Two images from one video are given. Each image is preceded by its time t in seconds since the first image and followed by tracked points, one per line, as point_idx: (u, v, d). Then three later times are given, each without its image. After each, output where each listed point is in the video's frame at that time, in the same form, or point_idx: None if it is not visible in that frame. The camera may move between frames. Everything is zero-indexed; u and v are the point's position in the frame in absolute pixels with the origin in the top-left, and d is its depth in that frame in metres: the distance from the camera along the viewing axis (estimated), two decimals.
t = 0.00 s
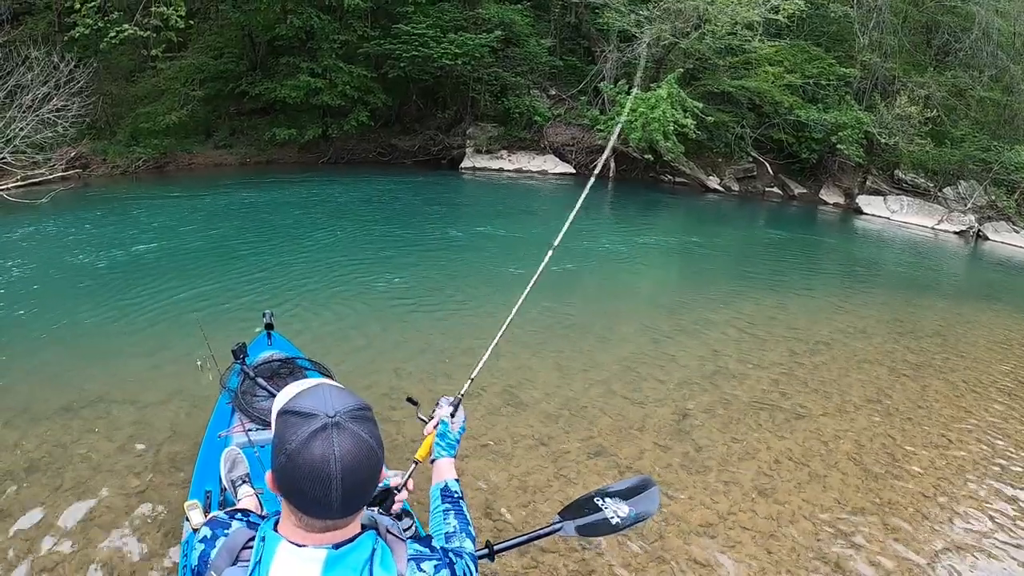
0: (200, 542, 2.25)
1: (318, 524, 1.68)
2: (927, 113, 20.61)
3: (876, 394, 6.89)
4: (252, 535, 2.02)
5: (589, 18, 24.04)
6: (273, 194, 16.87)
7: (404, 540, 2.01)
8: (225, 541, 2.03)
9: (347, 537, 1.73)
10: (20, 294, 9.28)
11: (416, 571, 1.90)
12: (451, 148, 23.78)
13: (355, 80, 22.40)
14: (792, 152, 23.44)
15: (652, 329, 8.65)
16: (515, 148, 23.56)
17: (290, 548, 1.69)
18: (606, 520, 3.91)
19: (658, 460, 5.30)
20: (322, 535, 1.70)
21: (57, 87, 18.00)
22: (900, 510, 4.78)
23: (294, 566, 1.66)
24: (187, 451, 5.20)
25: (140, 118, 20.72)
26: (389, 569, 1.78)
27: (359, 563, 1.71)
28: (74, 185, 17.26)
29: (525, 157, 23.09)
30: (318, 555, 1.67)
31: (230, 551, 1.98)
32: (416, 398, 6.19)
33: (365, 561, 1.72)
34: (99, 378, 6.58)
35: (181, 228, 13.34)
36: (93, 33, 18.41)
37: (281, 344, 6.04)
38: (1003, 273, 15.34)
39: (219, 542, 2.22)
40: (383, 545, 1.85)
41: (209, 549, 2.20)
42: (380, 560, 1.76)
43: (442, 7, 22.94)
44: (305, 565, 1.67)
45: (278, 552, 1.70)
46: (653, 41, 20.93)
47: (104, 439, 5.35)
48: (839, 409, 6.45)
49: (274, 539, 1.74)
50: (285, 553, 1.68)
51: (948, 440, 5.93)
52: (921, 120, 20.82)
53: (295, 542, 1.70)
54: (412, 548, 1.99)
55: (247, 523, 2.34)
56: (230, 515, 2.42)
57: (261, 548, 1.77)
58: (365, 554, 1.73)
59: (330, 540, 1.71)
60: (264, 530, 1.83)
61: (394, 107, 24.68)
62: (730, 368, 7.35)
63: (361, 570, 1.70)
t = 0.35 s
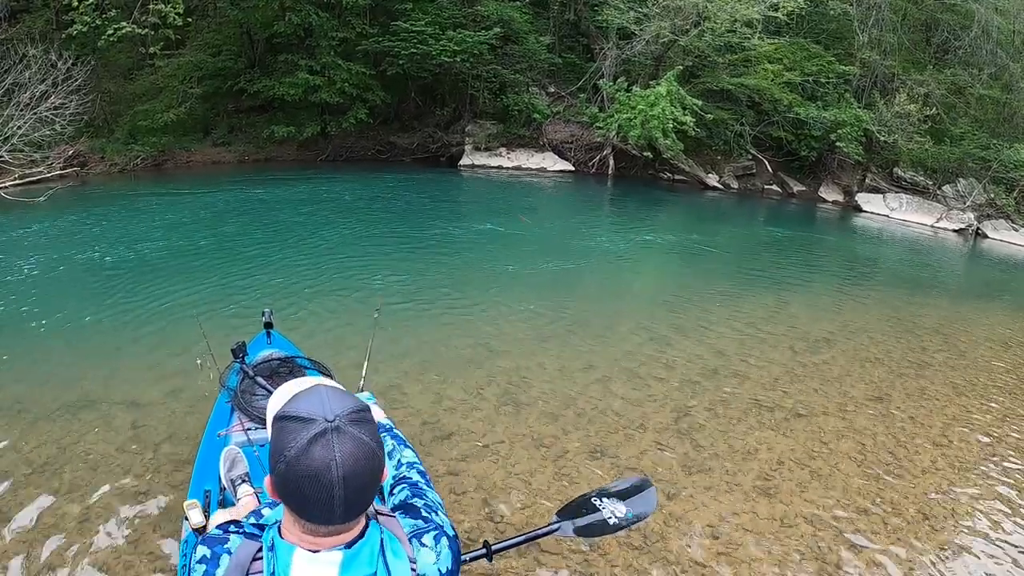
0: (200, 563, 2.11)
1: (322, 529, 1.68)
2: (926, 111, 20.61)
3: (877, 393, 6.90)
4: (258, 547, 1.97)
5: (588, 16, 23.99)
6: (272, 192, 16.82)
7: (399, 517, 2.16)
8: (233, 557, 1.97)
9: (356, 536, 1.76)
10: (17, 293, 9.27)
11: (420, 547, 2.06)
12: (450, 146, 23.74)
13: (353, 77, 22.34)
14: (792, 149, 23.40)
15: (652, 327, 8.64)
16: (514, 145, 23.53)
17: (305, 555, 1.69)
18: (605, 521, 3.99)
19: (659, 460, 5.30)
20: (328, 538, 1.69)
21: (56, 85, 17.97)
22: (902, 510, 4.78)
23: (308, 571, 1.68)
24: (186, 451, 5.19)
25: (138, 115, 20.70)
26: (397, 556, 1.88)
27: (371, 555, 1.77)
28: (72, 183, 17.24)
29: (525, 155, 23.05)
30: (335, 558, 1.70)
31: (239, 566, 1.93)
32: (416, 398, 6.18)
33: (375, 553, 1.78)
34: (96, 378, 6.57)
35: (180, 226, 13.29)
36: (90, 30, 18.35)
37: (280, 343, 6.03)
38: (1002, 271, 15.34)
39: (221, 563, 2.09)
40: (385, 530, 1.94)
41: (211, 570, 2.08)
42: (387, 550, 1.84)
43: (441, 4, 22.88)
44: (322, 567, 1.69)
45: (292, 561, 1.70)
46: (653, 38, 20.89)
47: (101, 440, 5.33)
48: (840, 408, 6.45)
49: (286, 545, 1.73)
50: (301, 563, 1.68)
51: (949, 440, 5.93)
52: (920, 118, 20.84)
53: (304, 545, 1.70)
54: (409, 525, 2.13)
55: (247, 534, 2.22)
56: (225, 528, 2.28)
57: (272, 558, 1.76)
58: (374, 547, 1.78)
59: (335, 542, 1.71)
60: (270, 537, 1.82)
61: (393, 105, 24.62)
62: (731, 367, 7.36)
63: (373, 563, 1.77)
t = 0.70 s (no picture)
0: (194, 566, 2.06)
1: (311, 538, 1.66)
2: (927, 117, 20.63)
3: (879, 400, 6.87)
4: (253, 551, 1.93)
5: (590, 19, 24.02)
6: (272, 192, 16.80)
7: (398, 527, 2.09)
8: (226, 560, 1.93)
9: (349, 542, 1.72)
10: (17, 291, 9.25)
11: (416, 556, 1.99)
12: (451, 147, 23.69)
13: (355, 78, 22.31)
14: (793, 155, 23.37)
15: (654, 332, 8.62)
16: (515, 148, 23.50)
17: (297, 562, 1.65)
18: (605, 521, 3.98)
19: (661, 466, 5.27)
20: (318, 546, 1.67)
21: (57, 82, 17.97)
22: (905, 518, 4.75)
23: None
24: (184, 453, 5.15)
25: (140, 113, 20.73)
26: (394, 562, 1.83)
27: (366, 561, 1.74)
28: (72, 181, 17.23)
29: (525, 157, 23.02)
30: (327, 564, 1.66)
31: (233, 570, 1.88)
32: (416, 401, 6.15)
33: (370, 559, 1.75)
34: (95, 377, 6.54)
35: (180, 225, 13.27)
36: (92, 28, 18.37)
37: (280, 343, 5.99)
38: (1002, 278, 15.32)
39: (215, 566, 2.04)
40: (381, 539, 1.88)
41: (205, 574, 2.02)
42: (382, 556, 1.79)
43: (444, 6, 22.91)
44: (315, 572, 1.65)
45: (284, 567, 1.66)
46: (655, 42, 20.91)
47: (100, 440, 5.31)
48: (842, 415, 6.43)
49: (277, 553, 1.69)
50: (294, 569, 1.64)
51: (952, 447, 5.91)
52: (922, 124, 20.86)
53: (294, 554, 1.67)
54: (407, 534, 2.07)
55: (242, 539, 2.16)
56: (220, 531, 2.22)
57: (264, 564, 1.72)
58: (368, 553, 1.74)
59: (324, 551, 1.68)
60: (262, 542, 1.78)
61: (394, 106, 24.60)
62: (733, 373, 7.33)
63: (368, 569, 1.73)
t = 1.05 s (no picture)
0: (194, 563, 1.98)
1: (311, 531, 1.63)
2: (923, 132, 20.79)
3: (877, 412, 6.87)
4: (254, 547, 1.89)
5: (591, 28, 24.13)
6: (269, 193, 16.75)
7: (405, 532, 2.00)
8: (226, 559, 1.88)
9: (353, 538, 1.69)
10: (12, 286, 9.18)
11: (421, 560, 1.91)
12: (449, 152, 23.67)
13: (355, 80, 22.30)
14: (789, 167, 23.45)
15: (652, 340, 8.61)
16: (514, 154, 23.52)
17: (299, 559, 1.62)
18: (603, 523, 3.97)
19: (660, 475, 5.25)
20: (320, 541, 1.64)
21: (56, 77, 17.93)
22: (902, 529, 4.75)
23: None
24: (180, 453, 5.10)
25: (138, 111, 20.69)
26: (397, 563, 1.78)
27: (368, 560, 1.69)
28: (69, 176, 17.17)
29: (524, 163, 23.04)
30: (329, 562, 1.63)
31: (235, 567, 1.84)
32: (414, 406, 6.11)
33: (374, 558, 1.70)
34: (90, 375, 6.49)
35: (177, 224, 13.20)
36: (93, 23, 18.35)
37: (280, 342, 5.95)
38: (995, 293, 15.40)
39: (216, 563, 1.97)
40: (385, 539, 1.84)
41: (206, 571, 1.95)
42: (385, 556, 1.75)
43: (445, 11, 22.96)
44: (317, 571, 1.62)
45: (286, 567, 1.63)
46: (655, 52, 21.02)
47: (95, 438, 5.25)
48: (840, 426, 6.42)
49: (279, 551, 1.66)
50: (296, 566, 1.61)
51: (949, 460, 5.91)
52: (918, 139, 21.01)
53: (296, 551, 1.64)
54: (413, 538, 1.99)
55: (243, 537, 2.08)
56: (221, 528, 2.15)
57: (266, 562, 1.68)
58: (372, 553, 1.70)
59: (327, 544, 1.65)
60: (264, 540, 1.74)
61: (393, 109, 24.59)
62: (731, 383, 7.32)
63: (371, 569, 1.69)
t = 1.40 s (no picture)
0: (190, 565, 2.04)
1: (301, 536, 1.62)
2: (927, 126, 20.71)
3: (883, 409, 6.84)
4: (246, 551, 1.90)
5: (592, 26, 24.10)
6: (271, 196, 16.75)
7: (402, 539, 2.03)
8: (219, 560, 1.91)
9: (343, 543, 1.68)
10: (15, 292, 9.21)
11: (415, 565, 1.96)
12: (451, 152, 23.64)
13: (356, 82, 22.30)
14: (793, 162, 23.36)
15: (656, 339, 8.60)
16: (515, 153, 23.50)
17: (288, 562, 1.62)
18: (604, 522, 3.94)
19: (665, 476, 5.23)
20: (310, 545, 1.64)
21: (58, 83, 17.98)
22: (909, 528, 4.72)
23: None
24: (184, 459, 5.11)
25: (140, 115, 20.75)
26: (389, 568, 1.75)
27: (359, 565, 1.67)
28: (72, 182, 17.22)
29: (525, 163, 23.01)
30: (317, 566, 1.62)
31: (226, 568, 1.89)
32: (418, 409, 6.11)
33: (364, 563, 1.68)
34: (93, 381, 6.50)
35: (179, 228, 13.22)
36: (94, 29, 18.40)
37: (281, 344, 5.98)
38: (1001, 286, 15.32)
39: (211, 564, 2.02)
40: (378, 544, 1.81)
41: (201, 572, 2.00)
42: (377, 561, 1.72)
43: (445, 11, 22.94)
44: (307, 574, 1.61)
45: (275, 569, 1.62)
46: (656, 49, 20.98)
47: (98, 445, 5.26)
48: (846, 424, 6.40)
49: (269, 553, 1.66)
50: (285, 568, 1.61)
51: (956, 457, 5.88)
52: (922, 132, 20.95)
53: (285, 554, 1.64)
54: (410, 544, 2.04)
55: (236, 538, 2.13)
56: (216, 531, 2.21)
57: (256, 564, 1.69)
58: (362, 557, 1.68)
59: (316, 549, 1.64)
60: (256, 543, 1.75)
61: (394, 110, 24.58)
62: (736, 381, 7.30)
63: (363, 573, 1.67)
